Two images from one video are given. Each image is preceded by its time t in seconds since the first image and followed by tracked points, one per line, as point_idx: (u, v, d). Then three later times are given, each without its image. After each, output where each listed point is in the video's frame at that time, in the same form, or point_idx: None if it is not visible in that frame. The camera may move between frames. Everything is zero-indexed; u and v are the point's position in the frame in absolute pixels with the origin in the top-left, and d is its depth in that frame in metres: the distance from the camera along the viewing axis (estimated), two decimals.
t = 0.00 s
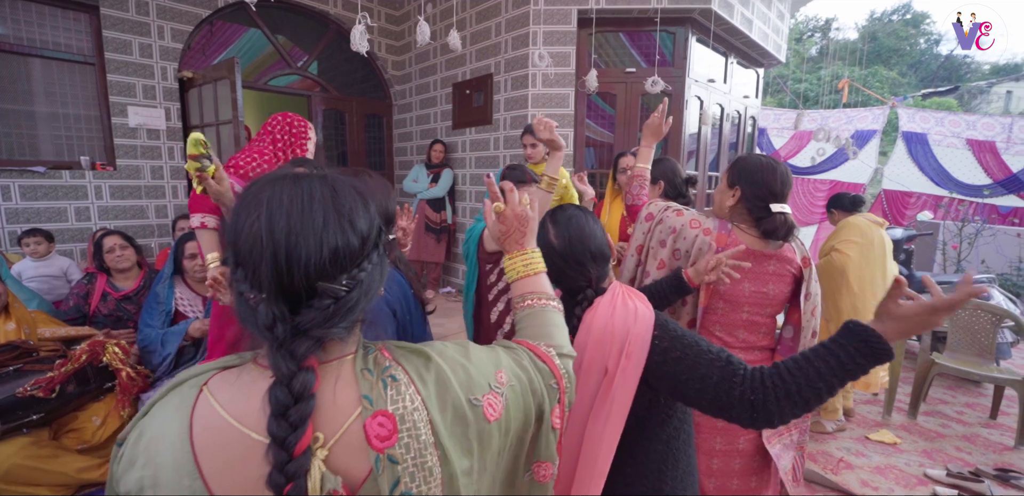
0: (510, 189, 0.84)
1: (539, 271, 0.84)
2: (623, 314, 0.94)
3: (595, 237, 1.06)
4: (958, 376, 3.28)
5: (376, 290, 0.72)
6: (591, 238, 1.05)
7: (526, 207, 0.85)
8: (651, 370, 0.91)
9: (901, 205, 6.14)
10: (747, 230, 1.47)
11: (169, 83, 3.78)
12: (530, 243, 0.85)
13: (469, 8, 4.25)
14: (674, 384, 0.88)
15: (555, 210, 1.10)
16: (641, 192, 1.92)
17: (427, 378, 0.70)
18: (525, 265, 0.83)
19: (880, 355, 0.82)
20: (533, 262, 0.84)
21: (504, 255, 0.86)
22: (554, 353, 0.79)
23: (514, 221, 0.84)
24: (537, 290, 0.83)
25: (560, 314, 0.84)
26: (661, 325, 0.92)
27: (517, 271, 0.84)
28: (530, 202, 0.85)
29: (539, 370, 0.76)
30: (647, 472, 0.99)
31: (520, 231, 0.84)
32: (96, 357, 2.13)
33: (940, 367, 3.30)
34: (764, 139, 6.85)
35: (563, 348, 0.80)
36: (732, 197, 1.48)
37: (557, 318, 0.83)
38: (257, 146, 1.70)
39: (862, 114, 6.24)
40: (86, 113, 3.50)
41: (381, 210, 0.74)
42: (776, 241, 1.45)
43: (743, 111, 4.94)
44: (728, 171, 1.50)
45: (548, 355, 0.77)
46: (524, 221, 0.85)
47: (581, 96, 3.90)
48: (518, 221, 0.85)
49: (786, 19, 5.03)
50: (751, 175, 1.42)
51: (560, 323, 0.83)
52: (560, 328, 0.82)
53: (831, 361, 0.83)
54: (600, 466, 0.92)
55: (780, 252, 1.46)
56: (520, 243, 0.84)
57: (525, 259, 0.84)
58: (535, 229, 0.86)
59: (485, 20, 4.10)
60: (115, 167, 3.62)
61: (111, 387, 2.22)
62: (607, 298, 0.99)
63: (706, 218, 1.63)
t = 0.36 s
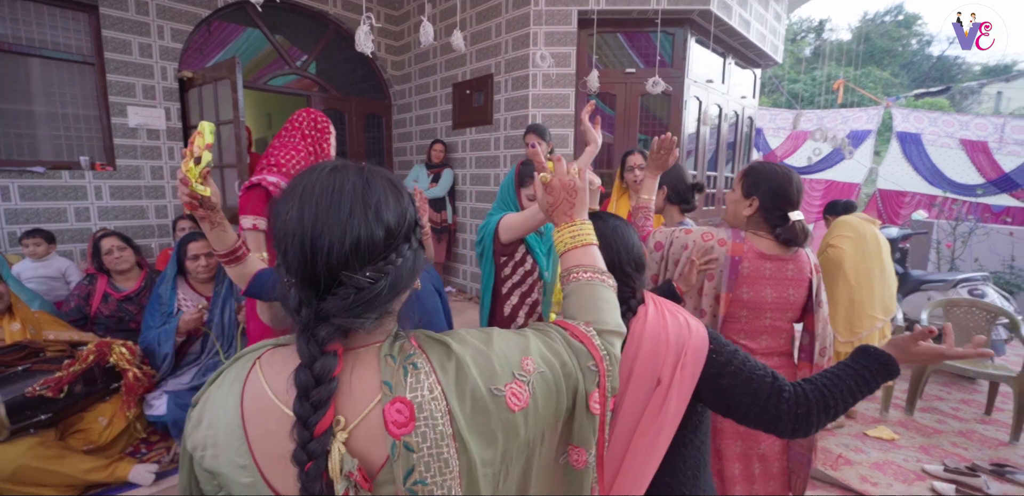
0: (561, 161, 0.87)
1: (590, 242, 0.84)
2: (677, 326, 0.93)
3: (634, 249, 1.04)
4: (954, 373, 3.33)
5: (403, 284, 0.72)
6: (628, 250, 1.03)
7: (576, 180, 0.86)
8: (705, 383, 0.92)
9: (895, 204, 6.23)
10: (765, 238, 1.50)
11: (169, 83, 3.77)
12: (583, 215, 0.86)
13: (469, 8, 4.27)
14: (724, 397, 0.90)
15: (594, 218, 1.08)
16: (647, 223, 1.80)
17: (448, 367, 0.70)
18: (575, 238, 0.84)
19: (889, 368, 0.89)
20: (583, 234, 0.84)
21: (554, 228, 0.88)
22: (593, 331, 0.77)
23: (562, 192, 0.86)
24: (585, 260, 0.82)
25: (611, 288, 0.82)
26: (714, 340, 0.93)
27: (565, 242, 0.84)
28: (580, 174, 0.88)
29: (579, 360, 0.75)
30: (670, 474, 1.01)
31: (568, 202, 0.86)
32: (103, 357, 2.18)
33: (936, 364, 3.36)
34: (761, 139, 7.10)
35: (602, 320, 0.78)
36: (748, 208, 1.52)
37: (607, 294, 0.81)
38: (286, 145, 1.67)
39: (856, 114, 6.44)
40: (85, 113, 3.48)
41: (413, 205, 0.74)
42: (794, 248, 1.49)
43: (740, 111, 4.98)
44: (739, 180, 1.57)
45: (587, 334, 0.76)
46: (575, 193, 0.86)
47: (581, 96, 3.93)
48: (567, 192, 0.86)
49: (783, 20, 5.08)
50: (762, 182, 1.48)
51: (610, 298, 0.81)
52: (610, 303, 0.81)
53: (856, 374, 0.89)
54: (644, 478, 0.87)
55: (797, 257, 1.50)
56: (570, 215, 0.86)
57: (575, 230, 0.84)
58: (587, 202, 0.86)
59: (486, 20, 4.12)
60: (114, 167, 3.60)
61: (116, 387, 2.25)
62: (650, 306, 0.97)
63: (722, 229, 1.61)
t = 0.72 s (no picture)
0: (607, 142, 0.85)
1: (636, 230, 0.80)
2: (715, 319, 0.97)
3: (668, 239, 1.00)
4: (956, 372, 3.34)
5: (382, 297, 0.68)
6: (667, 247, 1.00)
7: (624, 163, 0.83)
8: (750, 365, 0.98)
9: (896, 203, 6.28)
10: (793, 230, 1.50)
11: (171, 83, 3.76)
12: (633, 201, 0.83)
13: (470, 8, 4.26)
14: (764, 378, 0.98)
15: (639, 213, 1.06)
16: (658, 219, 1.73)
17: (446, 372, 0.67)
18: (619, 225, 0.80)
19: (826, 310, 1.04)
20: (629, 220, 0.81)
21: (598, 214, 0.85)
22: (614, 329, 0.72)
23: (606, 178, 0.83)
24: (630, 248, 0.79)
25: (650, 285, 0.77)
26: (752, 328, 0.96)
27: (609, 229, 0.81)
28: (626, 156, 0.83)
29: (595, 369, 0.69)
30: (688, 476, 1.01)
31: (615, 187, 0.82)
32: (105, 357, 2.18)
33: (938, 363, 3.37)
34: (762, 139, 7.21)
35: (627, 317, 0.73)
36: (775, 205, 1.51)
37: (648, 290, 0.76)
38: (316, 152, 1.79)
39: (857, 114, 6.49)
40: (86, 113, 3.47)
41: (403, 216, 0.69)
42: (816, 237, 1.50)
43: (742, 111, 4.99)
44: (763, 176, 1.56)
45: (609, 333, 0.70)
46: (623, 177, 0.82)
47: (583, 95, 3.92)
48: (612, 177, 0.83)
49: (783, 20, 5.09)
50: (791, 174, 1.47)
51: (649, 293, 0.76)
52: (649, 301, 0.76)
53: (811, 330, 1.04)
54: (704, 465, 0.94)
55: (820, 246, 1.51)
56: (616, 201, 0.83)
57: (617, 217, 0.81)
58: (634, 187, 0.83)
59: (488, 19, 4.12)
60: (115, 167, 3.59)
61: (119, 387, 2.25)
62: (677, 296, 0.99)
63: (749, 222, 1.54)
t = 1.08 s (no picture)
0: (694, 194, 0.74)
1: (672, 302, 0.71)
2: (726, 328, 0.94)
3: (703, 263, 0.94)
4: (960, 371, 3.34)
5: (327, 329, 0.72)
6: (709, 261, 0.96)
7: (696, 223, 0.74)
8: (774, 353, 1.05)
9: (897, 202, 6.27)
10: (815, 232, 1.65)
11: (171, 84, 3.75)
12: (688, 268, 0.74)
13: (472, 7, 4.25)
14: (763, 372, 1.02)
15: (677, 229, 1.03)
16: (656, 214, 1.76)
17: (407, 416, 0.63)
18: (666, 292, 0.71)
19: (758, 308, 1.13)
20: (676, 288, 0.72)
21: (642, 265, 0.75)
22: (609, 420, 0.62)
23: (677, 230, 0.73)
24: (655, 319, 0.70)
25: (662, 361, 0.66)
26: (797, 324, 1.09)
27: (655, 293, 0.71)
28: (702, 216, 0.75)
29: (563, 442, 0.61)
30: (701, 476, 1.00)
31: (677, 244, 0.73)
32: (111, 360, 2.17)
33: (942, 362, 3.37)
34: (763, 138, 7.25)
35: (626, 402, 0.63)
36: (802, 214, 1.64)
37: (668, 378, 0.66)
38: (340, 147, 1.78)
39: (858, 112, 6.49)
40: (87, 114, 3.46)
41: (360, 256, 0.72)
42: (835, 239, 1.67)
43: (744, 109, 4.98)
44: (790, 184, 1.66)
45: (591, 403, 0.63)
46: (690, 238, 0.73)
47: (586, 94, 3.91)
48: (682, 232, 0.73)
49: (785, 18, 5.07)
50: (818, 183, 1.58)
51: (663, 380, 0.65)
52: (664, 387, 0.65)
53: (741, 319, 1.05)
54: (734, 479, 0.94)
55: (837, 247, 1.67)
56: (669, 260, 0.73)
57: (665, 281, 0.72)
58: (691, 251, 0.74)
59: (490, 18, 4.10)
60: (117, 168, 3.58)
61: (124, 389, 2.23)
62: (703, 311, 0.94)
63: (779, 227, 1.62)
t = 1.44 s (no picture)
0: (708, 145, 0.63)
1: (720, 290, 0.56)
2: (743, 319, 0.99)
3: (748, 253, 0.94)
4: (964, 367, 3.34)
5: (318, 320, 0.74)
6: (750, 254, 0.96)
7: (722, 176, 0.60)
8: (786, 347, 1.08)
9: (899, 198, 6.25)
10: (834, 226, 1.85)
11: (171, 87, 3.75)
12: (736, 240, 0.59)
13: (471, 7, 4.25)
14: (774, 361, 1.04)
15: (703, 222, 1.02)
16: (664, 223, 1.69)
17: (379, 410, 0.63)
18: (690, 272, 0.58)
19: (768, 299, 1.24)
20: (708, 264, 0.57)
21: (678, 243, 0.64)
22: (581, 417, 0.55)
23: (694, 193, 0.62)
24: (697, 310, 0.57)
25: (673, 360, 0.54)
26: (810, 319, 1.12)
27: (678, 273, 0.59)
28: (734, 166, 0.59)
29: (519, 441, 0.55)
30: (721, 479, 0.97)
31: (702, 211, 0.61)
32: (111, 363, 2.19)
33: (946, 358, 3.36)
34: (764, 136, 7.24)
35: (619, 405, 0.54)
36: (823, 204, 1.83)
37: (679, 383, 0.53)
38: (360, 147, 1.77)
39: (858, 109, 6.49)
40: (87, 117, 3.46)
41: (349, 248, 0.72)
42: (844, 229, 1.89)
43: (744, 107, 4.97)
44: (807, 176, 1.86)
45: (567, 405, 0.56)
46: (719, 197, 0.60)
47: (586, 93, 3.91)
48: (703, 196, 0.61)
49: (785, 15, 5.06)
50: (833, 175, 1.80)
51: (671, 385, 0.53)
52: (669, 398, 0.53)
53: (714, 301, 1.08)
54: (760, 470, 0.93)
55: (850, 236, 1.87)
56: (701, 231, 0.61)
57: (693, 256, 0.59)
58: (728, 213, 0.59)
59: (489, 18, 4.10)
60: (118, 171, 3.57)
61: (125, 393, 2.23)
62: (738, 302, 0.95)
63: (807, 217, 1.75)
